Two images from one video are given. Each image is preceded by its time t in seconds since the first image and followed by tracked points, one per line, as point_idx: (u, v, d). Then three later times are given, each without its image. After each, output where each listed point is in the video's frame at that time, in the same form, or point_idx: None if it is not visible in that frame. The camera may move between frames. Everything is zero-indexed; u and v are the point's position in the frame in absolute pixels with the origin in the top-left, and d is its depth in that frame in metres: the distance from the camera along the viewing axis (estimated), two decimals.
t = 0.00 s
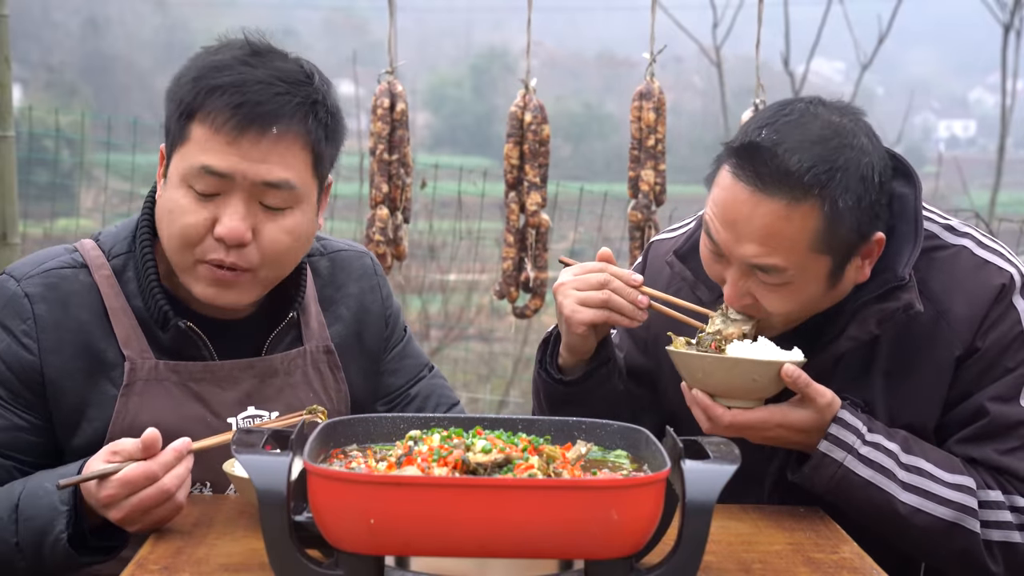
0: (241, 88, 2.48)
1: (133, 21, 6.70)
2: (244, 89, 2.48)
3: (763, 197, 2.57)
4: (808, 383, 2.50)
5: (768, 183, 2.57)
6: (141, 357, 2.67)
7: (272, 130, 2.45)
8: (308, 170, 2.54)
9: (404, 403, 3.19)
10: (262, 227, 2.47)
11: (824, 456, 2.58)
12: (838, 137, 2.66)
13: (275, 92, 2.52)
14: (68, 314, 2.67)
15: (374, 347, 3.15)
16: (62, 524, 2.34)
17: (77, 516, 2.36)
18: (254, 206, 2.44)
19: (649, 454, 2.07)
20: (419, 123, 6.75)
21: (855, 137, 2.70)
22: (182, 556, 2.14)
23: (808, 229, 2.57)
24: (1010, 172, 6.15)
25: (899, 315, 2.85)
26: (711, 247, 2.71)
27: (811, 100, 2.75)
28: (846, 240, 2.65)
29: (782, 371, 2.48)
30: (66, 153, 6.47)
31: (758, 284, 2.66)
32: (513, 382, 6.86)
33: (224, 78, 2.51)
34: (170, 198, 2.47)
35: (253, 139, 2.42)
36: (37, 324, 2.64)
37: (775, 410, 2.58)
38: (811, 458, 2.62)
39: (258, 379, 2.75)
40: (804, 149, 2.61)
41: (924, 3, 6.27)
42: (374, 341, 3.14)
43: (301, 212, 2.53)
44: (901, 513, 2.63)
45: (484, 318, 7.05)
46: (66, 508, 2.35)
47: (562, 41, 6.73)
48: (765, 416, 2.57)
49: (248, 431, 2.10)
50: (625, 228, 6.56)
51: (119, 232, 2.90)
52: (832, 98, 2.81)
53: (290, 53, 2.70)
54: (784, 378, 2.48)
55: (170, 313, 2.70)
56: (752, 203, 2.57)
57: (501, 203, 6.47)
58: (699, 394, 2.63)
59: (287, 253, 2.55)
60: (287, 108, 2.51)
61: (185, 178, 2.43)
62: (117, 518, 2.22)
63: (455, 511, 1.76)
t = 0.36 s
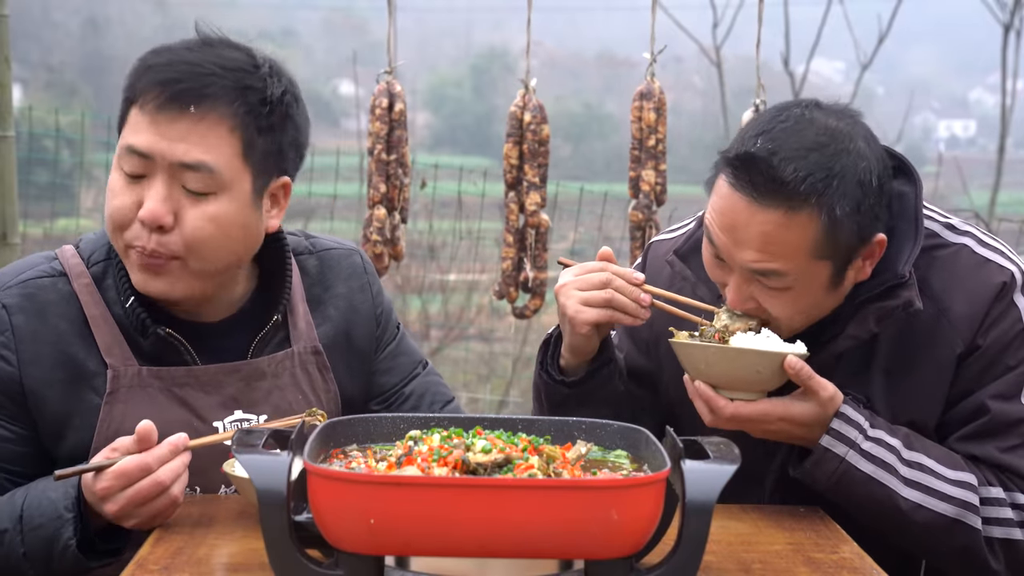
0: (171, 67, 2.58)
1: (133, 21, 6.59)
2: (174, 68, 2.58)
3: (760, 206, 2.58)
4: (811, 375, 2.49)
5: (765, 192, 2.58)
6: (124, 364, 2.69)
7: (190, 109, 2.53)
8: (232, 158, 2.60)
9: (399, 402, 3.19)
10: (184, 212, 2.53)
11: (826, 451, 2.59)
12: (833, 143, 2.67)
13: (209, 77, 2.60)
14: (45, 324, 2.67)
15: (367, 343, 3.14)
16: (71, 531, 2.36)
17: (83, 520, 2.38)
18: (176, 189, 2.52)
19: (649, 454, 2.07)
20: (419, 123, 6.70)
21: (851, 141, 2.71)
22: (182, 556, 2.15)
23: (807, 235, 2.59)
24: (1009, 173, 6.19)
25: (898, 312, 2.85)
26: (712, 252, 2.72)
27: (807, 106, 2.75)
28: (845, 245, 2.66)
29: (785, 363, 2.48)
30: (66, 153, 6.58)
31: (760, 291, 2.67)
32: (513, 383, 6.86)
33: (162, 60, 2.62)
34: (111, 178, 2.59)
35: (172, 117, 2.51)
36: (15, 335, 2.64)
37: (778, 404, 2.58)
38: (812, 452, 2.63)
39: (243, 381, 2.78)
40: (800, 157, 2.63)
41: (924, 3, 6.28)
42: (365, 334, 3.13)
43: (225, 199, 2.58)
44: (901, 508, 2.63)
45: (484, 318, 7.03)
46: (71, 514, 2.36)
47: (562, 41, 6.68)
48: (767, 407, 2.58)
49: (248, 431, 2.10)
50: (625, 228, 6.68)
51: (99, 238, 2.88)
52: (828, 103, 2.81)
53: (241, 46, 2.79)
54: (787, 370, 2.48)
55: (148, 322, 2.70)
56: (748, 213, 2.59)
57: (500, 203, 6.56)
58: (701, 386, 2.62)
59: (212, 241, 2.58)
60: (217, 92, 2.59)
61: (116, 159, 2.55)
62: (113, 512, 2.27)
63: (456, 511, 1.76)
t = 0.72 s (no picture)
0: (255, 132, 2.28)
1: (133, 21, 6.69)
2: (259, 134, 2.28)
3: (748, 208, 2.59)
4: (808, 379, 2.49)
5: (753, 193, 2.59)
6: (127, 364, 2.69)
7: (289, 177, 2.31)
8: (318, 207, 2.45)
9: (397, 401, 3.20)
10: (275, 262, 2.41)
11: (825, 454, 2.59)
12: (817, 140, 2.66)
13: (291, 133, 2.33)
14: (49, 322, 2.66)
15: (366, 339, 3.14)
16: (49, 525, 2.36)
17: (65, 516, 2.39)
18: (270, 246, 2.38)
19: (649, 454, 2.07)
20: (419, 123, 6.74)
21: (835, 137, 2.70)
22: (182, 556, 2.14)
23: (797, 233, 2.59)
24: (1010, 172, 6.17)
25: (900, 312, 2.85)
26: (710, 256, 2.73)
27: (789, 104, 2.75)
28: (839, 239, 2.65)
29: (782, 368, 2.47)
30: (66, 154, 6.55)
31: (759, 290, 2.67)
32: (514, 382, 6.86)
33: (236, 120, 2.29)
34: (180, 233, 2.39)
35: (271, 187, 2.29)
36: (18, 332, 2.63)
37: (775, 409, 2.58)
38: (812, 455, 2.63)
39: (244, 381, 2.79)
40: (784, 156, 2.62)
41: (924, 3, 6.28)
42: (364, 332, 3.14)
43: (311, 242, 2.48)
44: (901, 510, 2.63)
45: (484, 318, 7.06)
46: (54, 508, 2.38)
47: (562, 41, 6.73)
48: (764, 413, 2.58)
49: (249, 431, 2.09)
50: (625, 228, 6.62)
51: (101, 238, 2.87)
52: (810, 99, 2.81)
53: (296, 71, 2.44)
54: (784, 375, 2.47)
55: (151, 321, 2.69)
56: (738, 215, 2.59)
57: (501, 203, 6.54)
58: (699, 393, 2.63)
59: (296, 280, 2.52)
60: (305, 150, 2.34)
61: (198, 221, 2.35)
62: (99, 514, 2.28)
63: (456, 510, 1.76)
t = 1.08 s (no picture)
0: (342, 158, 2.38)
1: (133, 21, 6.73)
2: (346, 160, 2.38)
3: (766, 163, 2.60)
4: (797, 422, 2.46)
5: (771, 148, 2.62)
6: (158, 361, 2.69)
7: (365, 207, 2.37)
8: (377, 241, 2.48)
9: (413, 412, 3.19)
10: (325, 290, 2.41)
11: (820, 479, 2.52)
12: (826, 98, 2.73)
13: (370, 163, 2.42)
14: (85, 312, 2.67)
15: (387, 350, 3.16)
16: (53, 465, 2.30)
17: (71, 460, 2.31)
18: (323, 272, 2.39)
19: (649, 454, 2.07)
20: (419, 123, 6.77)
21: (842, 96, 2.77)
22: (184, 556, 2.14)
23: (815, 187, 2.60)
24: (1009, 172, 6.20)
25: (901, 307, 2.86)
26: (721, 233, 2.70)
27: (792, 72, 2.82)
28: (852, 196, 2.67)
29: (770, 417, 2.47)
30: (65, 153, 6.54)
31: (774, 261, 2.66)
32: (514, 383, 6.81)
33: (325, 142, 2.39)
34: (241, 245, 2.39)
35: (345, 214, 2.34)
36: (53, 319, 2.64)
37: (771, 451, 2.57)
38: (806, 478, 2.55)
39: (271, 387, 2.75)
40: (797, 112, 2.68)
41: (924, 4, 6.27)
42: (384, 344, 3.15)
43: (362, 276, 2.50)
44: (899, 527, 2.59)
45: (484, 318, 7.06)
46: (62, 449, 2.29)
47: (561, 42, 6.68)
48: (761, 455, 2.57)
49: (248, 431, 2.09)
50: (625, 228, 6.67)
51: (137, 232, 2.86)
52: (810, 69, 2.89)
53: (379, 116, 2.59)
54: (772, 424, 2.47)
55: (189, 319, 2.67)
56: (756, 172, 2.60)
57: (501, 203, 6.54)
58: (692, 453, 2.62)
59: (337, 313, 2.51)
60: (380, 186, 2.42)
61: (263, 233, 2.36)
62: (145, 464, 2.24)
63: (455, 510, 1.76)
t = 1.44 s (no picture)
0: (365, 179, 2.37)
1: (133, 21, 6.76)
2: (368, 181, 2.37)
3: (784, 137, 2.61)
4: (802, 435, 2.44)
5: (789, 121, 2.63)
6: (163, 359, 2.65)
7: (383, 229, 2.37)
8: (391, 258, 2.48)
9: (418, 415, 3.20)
10: (335, 303, 2.42)
11: (825, 487, 2.48)
12: (841, 73, 2.75)
13: (391, 183, 2.41)
14: (89, 307, 2.67)
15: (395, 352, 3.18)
16: None
17: None
18: (334, 286, 2.40)
19: (649, 454, 2.07)
20: (419, 123, 6.70)
21: (855, 72, 2.79)
22: (183, 556, 2.14)
23: (833, 159, 2.61)
24: (1009, 173, 6.24)
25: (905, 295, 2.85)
26: (735, 211, 2.68)
27: (806, 51, 2.84)
28: (868, 170, 2.68)
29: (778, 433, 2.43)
30: (66, 153, 6.54)
31: (792, 236, 2.64)
32: (514, 382, 6.80)
33: (349, 162, 2.39)
34: (254, 253, 2.41)
35: (363, 235, 2.34)
36: (55, 314, 2.64)
37: (775, 465, 2.50)
38: (810, 488, 2.49)
39: (276, 388, 2.74)
40: (814, 85, 2.70)
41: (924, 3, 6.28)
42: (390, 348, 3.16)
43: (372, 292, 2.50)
44: (903, 530, 2.56)
45: (484, 318, 7.05)
46: None
47: (561, 41, 6.70)
48: (766, 469, 2.49)
49: (248, 431, 2.09)
50: (625, 228, 6.66)
51: (144, 232, 2.88)
52: (824, 50, 2.91)
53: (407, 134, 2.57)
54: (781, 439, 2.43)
55: (195, 317, 2.66)
56: (775, 145, 2.60)
57: (501, 203, 6.54)
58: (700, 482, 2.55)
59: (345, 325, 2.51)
60: (400, 209, 2.41)
61: (278, 244, 2.37)
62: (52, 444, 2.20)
63: (456, 511, 1.76)
